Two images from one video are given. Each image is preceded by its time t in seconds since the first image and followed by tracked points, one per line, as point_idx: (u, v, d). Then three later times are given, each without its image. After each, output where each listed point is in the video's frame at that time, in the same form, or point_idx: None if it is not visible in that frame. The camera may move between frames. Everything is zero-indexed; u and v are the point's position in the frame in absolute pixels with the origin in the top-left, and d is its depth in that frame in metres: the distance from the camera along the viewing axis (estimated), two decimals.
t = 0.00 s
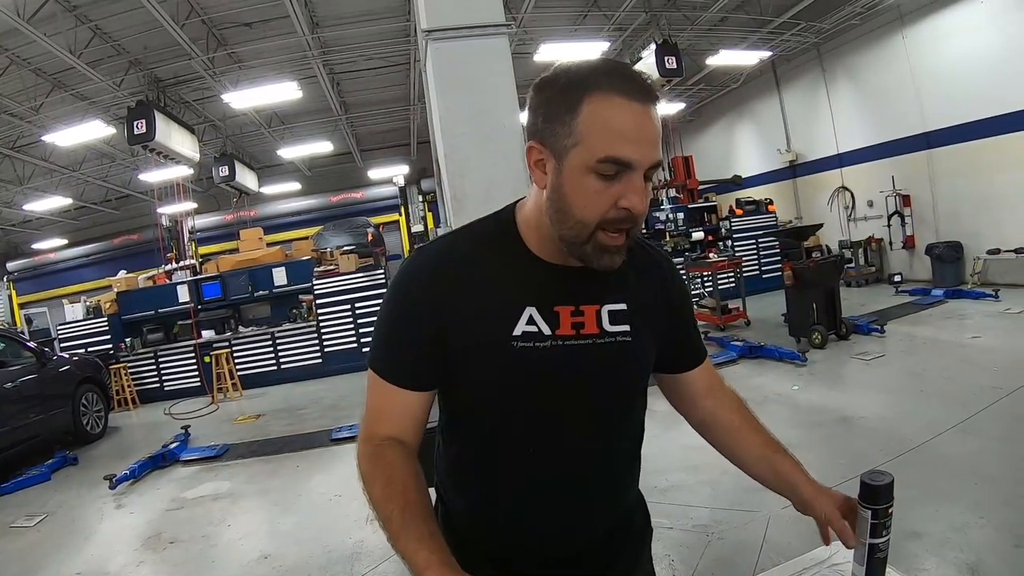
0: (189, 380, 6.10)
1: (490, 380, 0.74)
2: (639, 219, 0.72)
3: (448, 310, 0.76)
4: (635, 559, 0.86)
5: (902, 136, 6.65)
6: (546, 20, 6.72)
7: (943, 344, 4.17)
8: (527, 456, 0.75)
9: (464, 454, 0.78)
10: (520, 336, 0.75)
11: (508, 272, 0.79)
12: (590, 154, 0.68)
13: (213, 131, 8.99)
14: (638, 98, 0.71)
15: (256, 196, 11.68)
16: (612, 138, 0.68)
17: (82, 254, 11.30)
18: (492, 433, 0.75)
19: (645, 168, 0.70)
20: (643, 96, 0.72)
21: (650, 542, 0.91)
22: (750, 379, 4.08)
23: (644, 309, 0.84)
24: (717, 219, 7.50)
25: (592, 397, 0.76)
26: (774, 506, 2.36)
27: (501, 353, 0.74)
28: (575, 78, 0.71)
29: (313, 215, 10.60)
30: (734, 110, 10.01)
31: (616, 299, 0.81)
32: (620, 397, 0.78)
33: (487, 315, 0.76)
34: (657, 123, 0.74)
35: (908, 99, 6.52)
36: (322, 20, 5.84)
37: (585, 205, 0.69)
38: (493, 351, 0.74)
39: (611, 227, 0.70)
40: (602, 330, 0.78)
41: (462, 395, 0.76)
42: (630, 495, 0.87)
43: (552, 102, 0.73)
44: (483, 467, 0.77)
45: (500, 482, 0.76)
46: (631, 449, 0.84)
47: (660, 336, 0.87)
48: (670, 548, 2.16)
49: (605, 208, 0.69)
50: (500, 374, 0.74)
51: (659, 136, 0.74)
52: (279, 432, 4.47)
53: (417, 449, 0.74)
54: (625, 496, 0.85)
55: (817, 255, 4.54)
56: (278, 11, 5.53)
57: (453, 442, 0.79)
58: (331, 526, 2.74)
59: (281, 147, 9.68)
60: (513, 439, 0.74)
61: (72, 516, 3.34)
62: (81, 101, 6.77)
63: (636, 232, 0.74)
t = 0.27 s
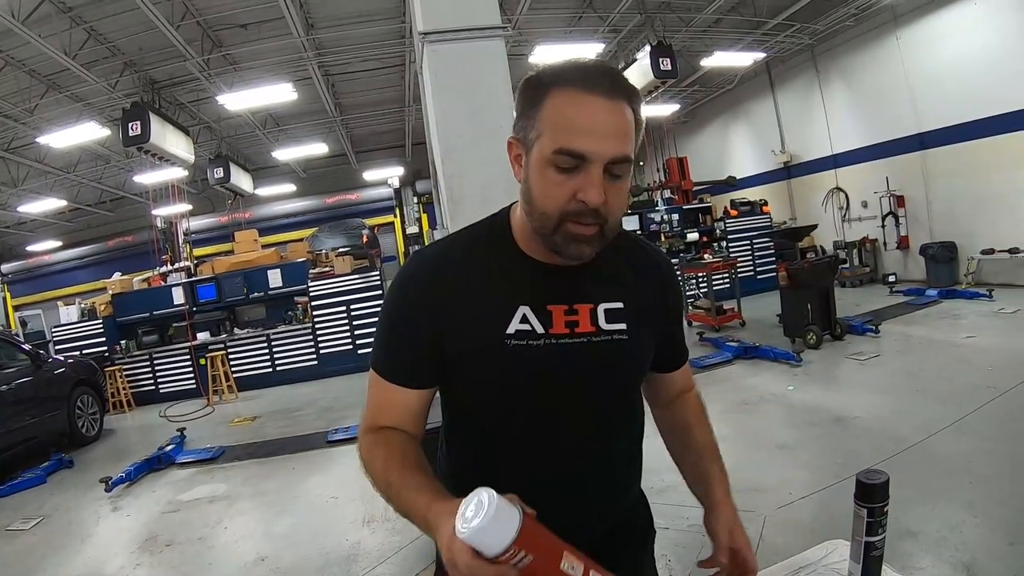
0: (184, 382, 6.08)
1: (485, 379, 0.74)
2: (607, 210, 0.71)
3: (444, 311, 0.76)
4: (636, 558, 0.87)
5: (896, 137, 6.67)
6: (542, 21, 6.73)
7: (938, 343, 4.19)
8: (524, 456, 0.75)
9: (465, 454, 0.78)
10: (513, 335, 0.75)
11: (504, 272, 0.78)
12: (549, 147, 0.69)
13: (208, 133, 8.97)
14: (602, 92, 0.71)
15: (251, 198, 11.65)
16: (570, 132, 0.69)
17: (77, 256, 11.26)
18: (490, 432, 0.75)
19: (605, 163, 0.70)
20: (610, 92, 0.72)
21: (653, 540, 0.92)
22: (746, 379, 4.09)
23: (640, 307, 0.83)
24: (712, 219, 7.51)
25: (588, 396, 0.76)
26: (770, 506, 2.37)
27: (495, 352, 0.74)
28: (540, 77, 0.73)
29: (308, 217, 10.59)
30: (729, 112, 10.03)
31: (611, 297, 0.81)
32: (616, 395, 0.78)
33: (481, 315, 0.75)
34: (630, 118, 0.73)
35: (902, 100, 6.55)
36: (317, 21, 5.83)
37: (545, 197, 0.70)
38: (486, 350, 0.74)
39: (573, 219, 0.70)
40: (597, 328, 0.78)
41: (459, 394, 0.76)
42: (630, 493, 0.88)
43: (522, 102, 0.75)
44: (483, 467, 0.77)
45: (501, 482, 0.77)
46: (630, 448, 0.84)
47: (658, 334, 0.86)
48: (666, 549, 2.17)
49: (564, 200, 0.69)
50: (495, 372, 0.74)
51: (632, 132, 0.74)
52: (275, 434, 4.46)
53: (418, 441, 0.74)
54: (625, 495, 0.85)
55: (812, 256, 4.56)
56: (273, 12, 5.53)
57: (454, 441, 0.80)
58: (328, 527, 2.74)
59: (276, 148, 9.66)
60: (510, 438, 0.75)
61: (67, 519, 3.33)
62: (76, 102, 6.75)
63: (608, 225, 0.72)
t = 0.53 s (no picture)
0: (180, 385, 6.07)
1: (476, 378, 0.74)
2: (590, 205, 0.72)
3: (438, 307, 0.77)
4: None
5: (891, 138, 6.70)
6: (537, 24, 6.74)
7: (934, 344, 4.20)
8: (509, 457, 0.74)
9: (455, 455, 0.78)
10: (504, 332, 0.75)
11: (494, 271, 0.79)
12: (530, 146, 0.71)
13: (204, 135, 8.96)
14: (582, 91, 0.72)
15: (247, 200, 11.64)
16: (549, 130, 0.70)
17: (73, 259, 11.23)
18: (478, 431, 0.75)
19: (584, 158, 0.71)
20: (590, 90, 0.73)
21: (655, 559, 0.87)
22: (742, 380, 4.10)
23: (632, 307, 0.81)
24: (708, 221, 7.54)
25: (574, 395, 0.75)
26: (768, 506, 2.37)
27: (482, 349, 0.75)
28: (522, 81, 0.75)
29: (304, 219, 10.59)
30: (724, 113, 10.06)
31: (600, 297, 0.80)
32: (605, 396, 0.77)
33: (469, 312, 0.76)
34: (612, 115, 0.74)
35: (898, 102, 6.58)
36: (313, 23, 5.84)
37: (529, 194, 0.72)
38: (474, 348, 0.75)
39: (556, 215, 0.71)
40: (584, 327, 0.78)
41: (451, 391, 0.77)
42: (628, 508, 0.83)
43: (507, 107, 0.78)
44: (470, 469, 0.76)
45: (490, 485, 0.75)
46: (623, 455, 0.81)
47: (652, 337, 0.85)
48: (664, 550, 2.17)
49: (547, 196, 0.71)
50: (482, 369, 0.74)
51: (615, 129, 0.74)
52: (272, 437, 4.46)
53: (421, 436, 0.74)
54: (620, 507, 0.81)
55: (808, 257, 4.57)
56: (270, 15, 5.53)
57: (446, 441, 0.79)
58: (325, 531, 2.73)
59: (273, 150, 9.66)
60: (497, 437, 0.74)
61: (64, 522, 3.32)
62: (71, 105, 6.74)
63: (593, 219, 0.73)
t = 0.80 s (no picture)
0: (177, 389, 6.06)
1: (463, 381, 0.75)
2: (573, 208, 0.72)
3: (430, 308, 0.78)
4: None
5: (887, 140, 6.72)
6: (534, 27, 6.75)
7: (930, 344, 4.21)
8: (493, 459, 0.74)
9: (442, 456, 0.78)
10: (488, 334, 0.76)
11: (482, 274, 0.80)
12: (512, 152, 0.72)
13: (200, 138, 8.94)
14: (562, 96, 0.73)
15: (243, 203, 11.63)
16: (531, 136, 0.71)
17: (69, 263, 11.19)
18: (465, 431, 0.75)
19: (565, 163, 0.71)
20: (571, 96, 0.73)
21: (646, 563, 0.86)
22: (739, 382, 4.11)
23: (619, 311, 0.81)
24: (704, 223, 7.56)
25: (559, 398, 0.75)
26: (766, 507, 2.38)
27: (467, 350, 0.75)
28: (505, 90, 0.76)
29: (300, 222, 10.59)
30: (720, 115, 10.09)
31: (585, 301, 0.79)
32: (590, 400, 0.77)
33: (454, 315, 0.77)
34: (593, 120, 0.74)
35: (894, 103, 6.60)
36: (310, 27, 5.84)
37: (513, 200, 0.72)
38: (460, 349, 0.76)
39: (539, 219, 0.71)
40: (569, 330, 0.78)
41: (442, 391, 0.77)
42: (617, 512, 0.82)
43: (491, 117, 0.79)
44: (455, 471, 0.76)
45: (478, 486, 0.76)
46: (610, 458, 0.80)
47: (640, 340, 0.84)
48: (662, 552, 2.17)
49: (531, 201, 0.71)
50: (468, 371, 0.75)
51: (598, 134, 0.75)
52: (269, 440, 4.45)
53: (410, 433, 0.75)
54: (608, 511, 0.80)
55: (804, 258, 4.58)
56: (266, 18, 5.53)
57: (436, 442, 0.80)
58: (323, 534, 2.73)
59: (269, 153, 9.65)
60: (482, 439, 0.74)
61: (61, 527, 3.31)
62: (68, 108, 6.72)
63: (577, 222, 0.73)
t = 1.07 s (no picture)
0: (175, 391, 6.05)
1: (451, 380, 0.76)
2: (558, 209, 0.72)
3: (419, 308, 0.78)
4: None
5: (884, 140, 6.74)
6: (531, 28, 6.76)
7: (927, 344, 4.22)
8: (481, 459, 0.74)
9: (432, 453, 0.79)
10: (476, 334, 0.77)
11: (471, 274, 0.80)
12: (497, 153, 0.72)
13: (197, 140, 8.94)
14: (547, 96, 0.73)
15: (240, 205, 11.61)
16: (516, 137, 0.71)
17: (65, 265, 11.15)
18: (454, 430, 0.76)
19: (548, 163, 0.71)
20: (556, 96, 0.74)
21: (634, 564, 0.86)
22: (737, 383, 4.11)
23: (608, 312, 0.81)
24: (701, 224, 7.57)
25: (547, 398, 0.75)
26: (765, 507, 2.38)
27: (455, 350, 0.76)
28: (490, 93, 0.77)
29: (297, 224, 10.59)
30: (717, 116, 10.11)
31: (575, 302, 0.79)
32: (578, 401, 0.77)
33: (444, 314, 0.77)
34: (578, 121, 0.75)
35: (891, 104, 6.61)
36: (308, 28, 5.84)
37: (497, 200, 0.72)
38: (450, 349, 0.76)
39: (524, 220, 0.71)
40: (557, 331, 0.78)
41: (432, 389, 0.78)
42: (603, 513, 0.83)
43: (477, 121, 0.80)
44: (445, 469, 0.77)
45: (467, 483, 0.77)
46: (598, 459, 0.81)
47: (630, 341, 0.84)
48: (660, 553, 2.17)
49: (516, 201, 0.72)
50: (458, 371, 0.76)
51: (583, 134, 0.75)
52: (267, 442, 4.44)
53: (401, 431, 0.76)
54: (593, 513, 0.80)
55: (801, 259, 4.59)
56: (264, 20, 5.52)
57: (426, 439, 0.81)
58: (320, 536, 2.73)
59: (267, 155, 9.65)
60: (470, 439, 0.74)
61: (59, 530, 3.30)
62: (65, 110, 6.71)
63: (562, 223, 0.73)
